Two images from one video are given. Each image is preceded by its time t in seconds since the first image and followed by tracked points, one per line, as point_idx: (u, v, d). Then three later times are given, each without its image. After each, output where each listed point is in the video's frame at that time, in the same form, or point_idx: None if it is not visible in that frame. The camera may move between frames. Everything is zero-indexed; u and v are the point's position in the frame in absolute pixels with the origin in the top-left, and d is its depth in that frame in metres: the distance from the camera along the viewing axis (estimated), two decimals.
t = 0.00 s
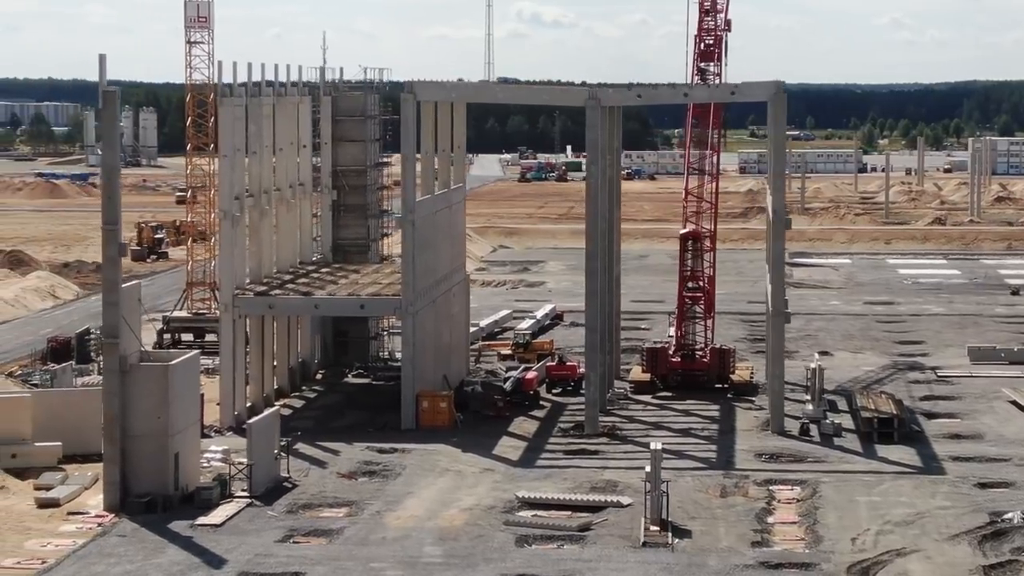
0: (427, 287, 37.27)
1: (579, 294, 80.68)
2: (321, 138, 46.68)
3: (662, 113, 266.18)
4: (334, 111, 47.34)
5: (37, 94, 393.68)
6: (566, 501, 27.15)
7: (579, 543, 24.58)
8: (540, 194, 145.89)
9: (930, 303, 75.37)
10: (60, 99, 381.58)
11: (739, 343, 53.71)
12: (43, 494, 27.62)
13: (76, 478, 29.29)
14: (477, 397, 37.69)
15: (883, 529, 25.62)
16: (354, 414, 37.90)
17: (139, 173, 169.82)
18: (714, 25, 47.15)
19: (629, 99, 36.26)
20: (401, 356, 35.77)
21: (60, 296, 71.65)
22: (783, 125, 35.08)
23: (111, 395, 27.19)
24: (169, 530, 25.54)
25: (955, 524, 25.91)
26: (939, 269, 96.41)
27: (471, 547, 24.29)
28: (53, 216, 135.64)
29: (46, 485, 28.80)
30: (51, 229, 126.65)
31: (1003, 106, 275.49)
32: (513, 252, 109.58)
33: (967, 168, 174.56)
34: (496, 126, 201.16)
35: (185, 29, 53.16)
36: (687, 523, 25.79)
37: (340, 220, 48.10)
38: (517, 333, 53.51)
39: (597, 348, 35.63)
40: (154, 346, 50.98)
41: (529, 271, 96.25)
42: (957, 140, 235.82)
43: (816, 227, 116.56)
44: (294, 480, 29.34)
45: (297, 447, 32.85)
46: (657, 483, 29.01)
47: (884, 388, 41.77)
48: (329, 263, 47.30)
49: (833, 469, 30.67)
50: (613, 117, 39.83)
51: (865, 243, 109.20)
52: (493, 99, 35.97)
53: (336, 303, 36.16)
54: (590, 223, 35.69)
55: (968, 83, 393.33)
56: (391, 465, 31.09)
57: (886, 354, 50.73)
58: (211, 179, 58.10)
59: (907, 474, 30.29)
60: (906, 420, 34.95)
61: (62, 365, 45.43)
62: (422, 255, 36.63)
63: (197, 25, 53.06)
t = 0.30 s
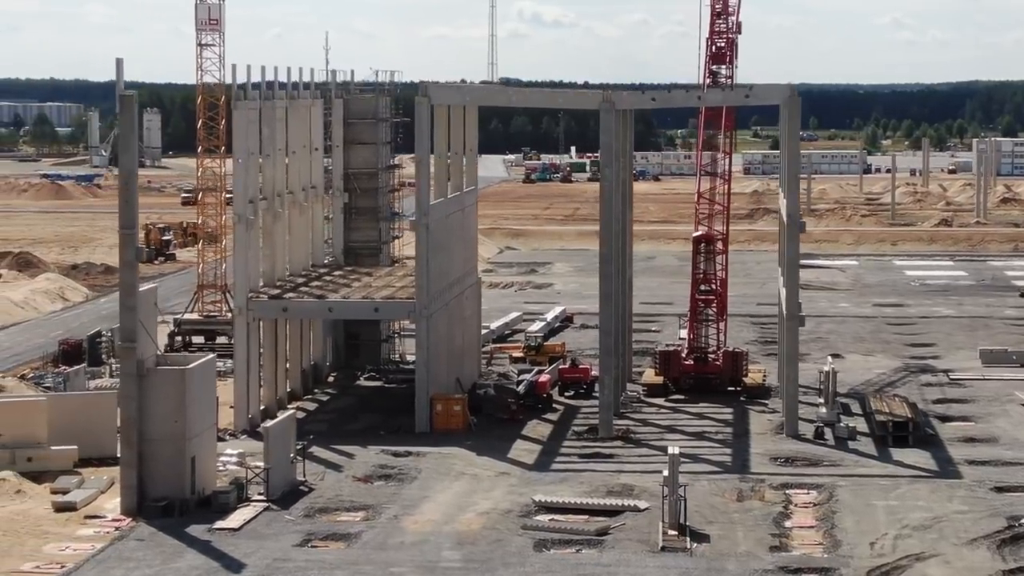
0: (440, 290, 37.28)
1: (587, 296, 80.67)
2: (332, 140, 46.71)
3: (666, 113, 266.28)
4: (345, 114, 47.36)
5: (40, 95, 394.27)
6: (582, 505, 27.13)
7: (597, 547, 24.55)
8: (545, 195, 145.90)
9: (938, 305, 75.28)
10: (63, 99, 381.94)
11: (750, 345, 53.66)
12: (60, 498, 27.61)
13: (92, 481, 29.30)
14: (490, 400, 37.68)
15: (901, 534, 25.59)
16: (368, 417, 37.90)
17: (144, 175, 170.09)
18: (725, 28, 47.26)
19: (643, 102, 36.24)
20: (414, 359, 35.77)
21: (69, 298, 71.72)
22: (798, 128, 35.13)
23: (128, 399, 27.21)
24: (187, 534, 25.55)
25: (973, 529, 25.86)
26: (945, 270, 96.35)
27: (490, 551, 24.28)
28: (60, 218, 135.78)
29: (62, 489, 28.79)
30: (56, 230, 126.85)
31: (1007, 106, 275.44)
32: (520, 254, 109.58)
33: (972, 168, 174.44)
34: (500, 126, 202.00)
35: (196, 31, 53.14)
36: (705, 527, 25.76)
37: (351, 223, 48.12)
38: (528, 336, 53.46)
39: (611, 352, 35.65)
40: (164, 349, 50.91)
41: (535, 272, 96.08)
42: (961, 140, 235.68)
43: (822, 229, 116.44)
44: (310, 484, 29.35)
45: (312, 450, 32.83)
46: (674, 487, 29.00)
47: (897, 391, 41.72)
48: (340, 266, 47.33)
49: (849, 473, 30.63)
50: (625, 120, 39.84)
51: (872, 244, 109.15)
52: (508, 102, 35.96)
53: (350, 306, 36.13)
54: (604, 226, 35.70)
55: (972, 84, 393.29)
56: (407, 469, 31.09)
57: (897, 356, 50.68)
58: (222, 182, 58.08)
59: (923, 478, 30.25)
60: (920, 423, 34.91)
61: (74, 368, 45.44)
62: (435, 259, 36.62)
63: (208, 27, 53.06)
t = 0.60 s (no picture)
0: (453, 293, 37.30)
1: (594, 298, 80.60)
2: (343, 143, 46.74)
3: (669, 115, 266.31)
4: (356, 117, 47.39)
5: (42, 97, 395.02)
6: (599, 509, 27.12)
7: (615, 552, 24.56)
8: (550, 196, 145.89)
9: (946, 307, 75.23)
10: (66, 100, 381.92)
11: (760, 348, 53.61)
12: (77, 502, 27.62)
13: (108, 485, 29.31)
14: (503, 403, 37.69)
15: (919, 538, 25.58)
16: (381, 420, 37.91)
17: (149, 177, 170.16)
18: (736, 31, 47.30)
19: (657, 106, 36.23)
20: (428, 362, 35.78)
21: (77, 300, 71.75)
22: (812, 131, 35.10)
23: (145, 403, 27.23)
24: (205, 538, 25.56)
25: (990, 533, 25.85)
26: (952, 272, 96.26)
27: (508, 556, 24.28)
28: (65, 219, 135.82)
29: (77, 493, 28.79)
30: (61, 232, 126.93)
31: (1009, 108, 275.21)
32: (526, 255, 109.57)
33: (976, 170, 174.33)
34: (502, 127, 203.67)
35: (207, 34, 53.09)
36: (722, 532, 25.76)
37: (362, 225, 48.15)
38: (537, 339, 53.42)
39: (624, 355, 35.68)
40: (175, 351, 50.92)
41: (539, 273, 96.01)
42: (964, 141, 235.50)
43: (827, 231, 116.34)
44: (326, 488, 29.35)
45: (325, 453, 32.83)
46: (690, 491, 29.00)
47: (909, 394, 41.69)
48: (351, 268, 47.37)
49: (864, 477, 30.62)
50: (638, 123, 39.86)
51: (877, 246, 109.08)
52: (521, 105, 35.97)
53: (363, 309, 36.15)
54: (617, 229, 35.72)
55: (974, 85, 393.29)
56: (421, 472, 31.09)
57: (908, 359, 50.63)
58: (232, 183, 58.10)
59: (938, 482, 30.22)
60: (934, 427, 34.89)
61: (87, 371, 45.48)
62: (448, 262, 36.65)
63: (219, 30, 52.93)
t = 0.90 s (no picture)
0: (465, 296, 37.28)
1: (599, 299, 80.61)
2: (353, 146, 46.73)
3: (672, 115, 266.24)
4: (366, 119, 47.39)
5: (44, 98, 395.54)
6: (614, 513, 27.10)
7: (632, 556, 24.54)
8: (554, 197, 145.93)
9: (954, 310, 75.21)
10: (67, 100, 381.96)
11: (770, 351, 53.55)
12: (92, 505, 27.62)
13: (123, 488, 29.32)
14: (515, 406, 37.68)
15: (936, 542, 25.56)
16: (393, 423, 37.92)
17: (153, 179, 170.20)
18: (746, 34, 47.32)
19: (670, 109, 36.21)
20: (441, 365, 35.76)
21: (85, 302, 71.82)
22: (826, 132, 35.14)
23: (160, 406, 27.23)
24: (222, 541, 25.56)
25: (1007, 537, 25.80)
26: (957, 274, 96.15)
27: (525, 560, 24.29)
28: (70, 220, 135.92)
29: (93, 497, 28.79)
30: (66, 233, 126.96)
31: (1011, 109, 275.01)
32: (531, 257, 109.58)
33: (979, 171, 174.21)
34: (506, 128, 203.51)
35: (217, 36, 53.14)
36: (739, 536, 25.74)
37: (373, 227, 48.11)
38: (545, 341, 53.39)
39: (637, 358, 35.68)
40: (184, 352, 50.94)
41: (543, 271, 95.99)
42: (967, 142, 235.34)
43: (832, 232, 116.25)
44: (341, 491, 29.34)
45: (339, 456, 32.86)
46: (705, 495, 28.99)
47: (921, 398, 41.65)
48: (361, 271, 47.39)
49: (879, 481, 30.59)
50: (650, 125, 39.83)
51: (883, 248, 108.99)
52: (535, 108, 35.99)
53: (375, 312, 36.11)
54: (631, 231, 35.75)
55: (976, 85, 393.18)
56: (436, 475, 31.09)
57: (918, 362, 50.58)
58: (240, 184, 58.15)
59: (953, 486, 30.20)
60: (947, 430, 34.87)
61: (99, 373, 45.51)
62: (461, 265, 36.62)
63: (228, 33, 53.06)
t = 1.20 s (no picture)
0: (478, 298, 37.29)
1: (606, 301, 80.57)
2: (364, 148, 46.76)
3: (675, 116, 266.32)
4: (377, 121, 47.40)
5: (45, 98, 395.98)
6: (631, 517, 27.11)
7: (650, 560, 24.55)
8: (557, 198, 145.96)
9: (963, 312, 75.06)
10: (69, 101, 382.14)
11: (780, 353, 53.52)
12: (108, 509, 27.64)
13: (139, 491, 29.34)
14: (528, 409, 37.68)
15: (953, 546, 25.55)
16: (405, 426, 37.92)
17: (157, 180, 170.32)
18: (756, 36, 47.35)
19: (683, 112, 36.28)
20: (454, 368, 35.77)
21: (93, 303, 71.92)
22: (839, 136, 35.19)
23: (177, 410, 27.25)
24: (239, 544, 25.59)
25: None
26: (962, 275, 96.14)
27: (543, 563, 24.29)
28: (74, 221, 136.11)
29: (109, 500, 28.82)
30: (70, 234, 126.99)
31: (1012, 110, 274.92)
32: (535, 258, 109.66)
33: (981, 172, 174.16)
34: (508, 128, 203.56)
35: (227, 39, 53.15)
36: (756, 539, 25.76)
37: (383, 230, 48.14)
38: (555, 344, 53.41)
39: (650, 360, 35.68)
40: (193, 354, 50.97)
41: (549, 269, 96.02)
42: (968, 143, 235.26)
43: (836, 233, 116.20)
44: (355, 494, 29.35)
45: (353, 459, 32.87)
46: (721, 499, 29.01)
47: (933, 400, 41.62)
48: (372, 273, 47.43)
49: (894, 484, 30.59)
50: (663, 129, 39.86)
51: (888, 250, 109.01)
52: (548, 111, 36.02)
53: (389, 315, 36.13)
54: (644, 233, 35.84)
55: (977, 86, 393.18)
56: (450, 478, 31.12)
57: (928, 364, 50.55)
58: (249, 185, 58.23)
59: (968, 489, 30.18)
60: (960, 433, 34.85)
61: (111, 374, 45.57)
62: (474, 268, 36.64)
63: (238, 35, 53.07)
